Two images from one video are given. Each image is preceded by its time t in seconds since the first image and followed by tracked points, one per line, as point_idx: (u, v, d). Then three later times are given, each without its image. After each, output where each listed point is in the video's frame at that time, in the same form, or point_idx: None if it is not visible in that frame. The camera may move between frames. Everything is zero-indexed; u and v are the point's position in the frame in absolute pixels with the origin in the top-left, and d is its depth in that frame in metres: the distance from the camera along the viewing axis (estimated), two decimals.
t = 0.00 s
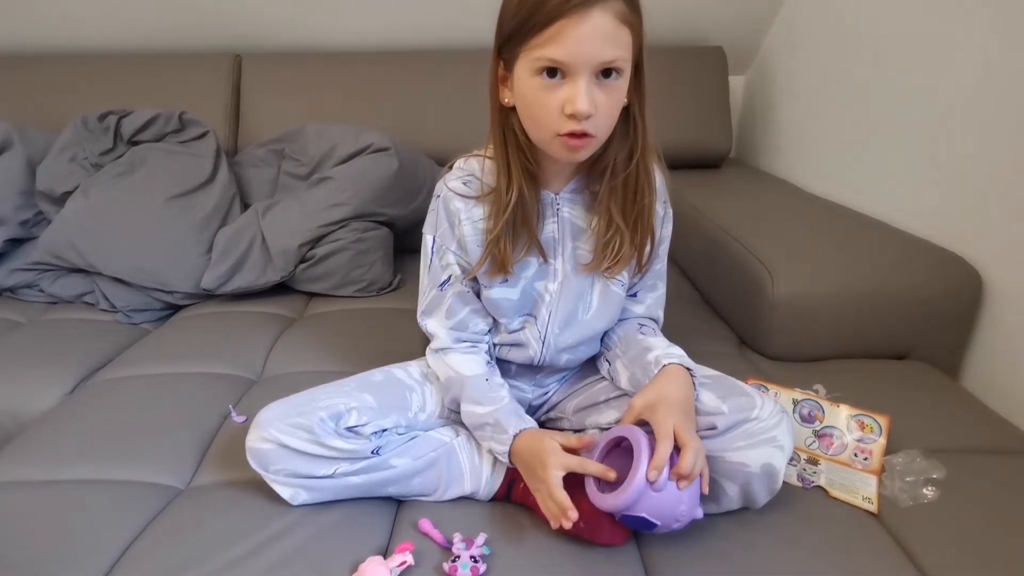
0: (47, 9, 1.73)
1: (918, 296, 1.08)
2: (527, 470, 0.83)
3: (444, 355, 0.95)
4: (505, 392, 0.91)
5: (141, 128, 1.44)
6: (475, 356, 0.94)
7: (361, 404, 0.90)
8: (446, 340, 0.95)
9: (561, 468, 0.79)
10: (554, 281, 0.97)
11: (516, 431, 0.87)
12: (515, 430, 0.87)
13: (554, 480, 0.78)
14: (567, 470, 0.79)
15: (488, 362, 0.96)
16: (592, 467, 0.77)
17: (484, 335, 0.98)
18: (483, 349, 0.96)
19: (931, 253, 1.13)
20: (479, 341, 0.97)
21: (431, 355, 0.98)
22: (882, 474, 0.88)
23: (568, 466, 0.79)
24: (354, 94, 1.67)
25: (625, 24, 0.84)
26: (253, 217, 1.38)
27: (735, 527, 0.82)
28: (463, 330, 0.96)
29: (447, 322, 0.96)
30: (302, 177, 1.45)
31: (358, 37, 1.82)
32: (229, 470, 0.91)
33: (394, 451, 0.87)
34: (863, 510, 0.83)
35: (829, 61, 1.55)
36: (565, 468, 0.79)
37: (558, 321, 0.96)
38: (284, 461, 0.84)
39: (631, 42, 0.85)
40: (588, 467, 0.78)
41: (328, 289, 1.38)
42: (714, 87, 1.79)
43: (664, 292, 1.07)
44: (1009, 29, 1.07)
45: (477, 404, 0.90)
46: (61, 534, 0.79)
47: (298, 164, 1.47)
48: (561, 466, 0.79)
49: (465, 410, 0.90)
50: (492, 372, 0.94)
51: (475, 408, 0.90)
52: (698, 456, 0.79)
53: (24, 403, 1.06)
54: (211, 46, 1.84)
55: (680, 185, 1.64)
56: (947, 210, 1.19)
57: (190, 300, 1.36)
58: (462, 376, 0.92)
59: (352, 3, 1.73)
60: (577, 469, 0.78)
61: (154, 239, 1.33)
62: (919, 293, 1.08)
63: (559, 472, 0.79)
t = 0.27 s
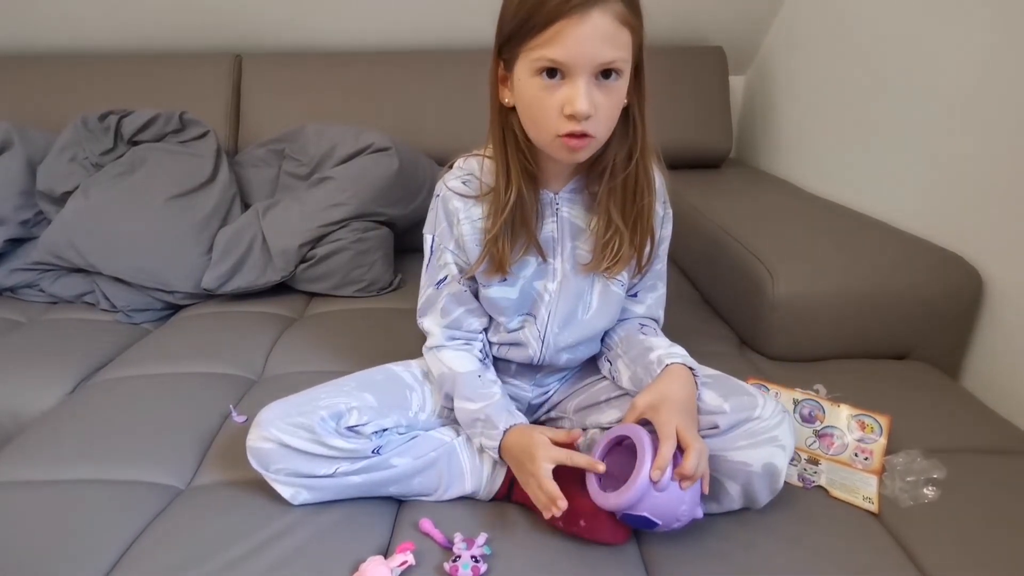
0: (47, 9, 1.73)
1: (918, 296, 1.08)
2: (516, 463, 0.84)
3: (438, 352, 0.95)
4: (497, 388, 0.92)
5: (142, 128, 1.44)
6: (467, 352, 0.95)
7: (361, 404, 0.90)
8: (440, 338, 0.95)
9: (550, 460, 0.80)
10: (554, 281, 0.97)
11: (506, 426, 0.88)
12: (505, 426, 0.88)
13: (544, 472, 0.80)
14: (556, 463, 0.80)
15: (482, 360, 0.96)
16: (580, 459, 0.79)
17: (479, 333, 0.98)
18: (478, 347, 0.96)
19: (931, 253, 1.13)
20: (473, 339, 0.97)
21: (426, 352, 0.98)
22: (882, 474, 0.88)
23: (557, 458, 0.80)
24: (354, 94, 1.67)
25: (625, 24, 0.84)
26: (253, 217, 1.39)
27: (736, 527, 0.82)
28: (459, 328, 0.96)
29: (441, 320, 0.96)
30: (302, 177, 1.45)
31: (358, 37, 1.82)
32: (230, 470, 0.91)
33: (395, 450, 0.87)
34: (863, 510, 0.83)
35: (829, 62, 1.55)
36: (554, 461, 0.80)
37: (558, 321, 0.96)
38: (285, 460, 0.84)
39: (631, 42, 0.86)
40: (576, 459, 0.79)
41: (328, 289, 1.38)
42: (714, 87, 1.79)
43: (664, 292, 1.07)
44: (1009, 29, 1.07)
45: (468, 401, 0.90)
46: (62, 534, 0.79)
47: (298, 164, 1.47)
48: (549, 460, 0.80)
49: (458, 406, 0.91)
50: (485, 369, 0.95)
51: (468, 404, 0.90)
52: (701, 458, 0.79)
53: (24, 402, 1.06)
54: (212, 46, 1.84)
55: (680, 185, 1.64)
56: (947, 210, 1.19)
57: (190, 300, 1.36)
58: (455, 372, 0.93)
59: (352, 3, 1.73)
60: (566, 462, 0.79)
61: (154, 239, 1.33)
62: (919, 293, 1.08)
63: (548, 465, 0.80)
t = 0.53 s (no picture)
0: (47, 9, 1.73)
1: (919, 296, 1.08)
2: (519, 465, 0.84)
3: (440, 353, 0.95)
4: (499, 389, 0.92)
5: (142, 128, 1.44)
6: (469, 353, 0.95)
7: (362, 404, 0.90)
8: (441, 340, 0.96)
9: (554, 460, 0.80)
10: (555, 281, 0.97)
11: (509, 428, 0.88)
12: (506, 428, 0.88)
13: (546, 472, 0.80)
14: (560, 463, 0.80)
15: (483, 360, 0.96)
16: (583, 459, 0.79)
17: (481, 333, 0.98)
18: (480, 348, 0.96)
19: (931, 253, 1.13)
20: (475, 341, 0.97)
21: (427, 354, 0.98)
22: (883, 474, 0.88)
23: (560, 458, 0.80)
24: (354, 94, 1.67)
25: (624, 23, 0.84)
26: (254, 217, 1.39)
27: (736, 526, 0.82)
28: (460, 329, 0.97)
29: (443, 322, 0.96)
30: (302, 177, 1.46)
31: (358, 37, 1.82)
32: (230, 469, 0.91)
33: (395, 451, 0.87)
34: (864, 510, 0.83)
35: (829, 62, 1.55)
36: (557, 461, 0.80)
37: (559, 321, 0.96)
38: (285, 460, 0.84)
39: (630, 41, 0.86)
40: (579, 459, 0.79)
41: (328, 288, 1.38)
42: (714, 87, 1.79)
43: (665, 292, 1.07)
44: (1010, 29, 1.07)
45: (470, 402, 0.91)
46: (62, 534, 0.79)
47: (298, 164, 1.47)
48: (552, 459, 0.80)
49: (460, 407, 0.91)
50: (486, 370, 0.95)
51: (470, 406, 0.90)
52: (703, 457, 0.79)
53: (24, 402, 1.06)
54: (212, 46, 1.84)
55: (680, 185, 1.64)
56: (947, 210, 1.19)
57: (190, 300, 1.36)
58: (457, 373, 0.93)
59: (352, 3, 1.73)
60: (569, 462, 0.79)
61: (154, 239, 1.33)
62: (919, 293, 1.08)
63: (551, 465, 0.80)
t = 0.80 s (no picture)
0: (47, 9, 1.73)
1: (918, 296, 1.08)
2: (519, 465, 0.84)
3: (438, 353, 0.95)
4: (497, 390, 0.92)
5: (141, 128, 1.44)
6: (467, 353, 0.95)
7: (361, 405, 0.90)
8: (440, 340, 0.95)
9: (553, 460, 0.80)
10: (553, 280, 0.97)
11: (507, 428, 0.88)
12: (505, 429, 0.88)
13: (547, 473, 0.80)
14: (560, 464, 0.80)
15: (481, 360, 0.96)
16: (582, 459, 0.79)
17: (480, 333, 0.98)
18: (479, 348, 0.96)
19: (931, 252, 1.13)
20: (474, 340, 0.97)
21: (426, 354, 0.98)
22: (882, 474, 0.88)
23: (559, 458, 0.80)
24: (354, 94, 1.66)
25: (620, 19, 0.84)
26: (254, 217, 1.39)
27: (736, 526, 0.82)
28: (459, 329, 0.96)
29: (442, 322, 0.96)
30: (301, 177, 1.46)
31: (358, 37, 1.82)
32: (229, 470, 0.91)
33: (394, 451, 0.87)
34: (863, 510, 0.83)
35: (829, 61, 1.55)
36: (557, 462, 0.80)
37: (557, 320, 0.96)
38: (285, 461, 0.84)
39: (626, 37, 0.85)
40: (578, 459, 0.79)
41: (328, 288, 1.38)
42: (714, 87, 1.79)
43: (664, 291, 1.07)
44: (1010, 29, 1.07)
45: (468, 403, 0.90)
46: (61, 534, 0.79)
47: (298, 164, 1.47)
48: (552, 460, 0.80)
49: (459, 408, 0.91)
50: (485, 370, 0.95)
51: (469, 406, 0.90)
52: (702, 457, 0.79)
53: (24, 402, 1.06)
54: (212, 46, 1.84)
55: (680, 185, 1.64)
56: (947, 210, 1.19)
57: (190, 300, 1.36)
58: (455, 373, 0.93)
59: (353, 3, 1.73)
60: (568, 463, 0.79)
61: (154, 239, 1.33)
62: (919, 293, 1.08)
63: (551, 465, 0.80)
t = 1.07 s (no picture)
0: (46, 9, 1.73)
1: (918, 296, 1.08)
2: (518, 465, 0.84)
3: (438, 353, 0.95)
4: (497, 389, 0.92)
5: (141, 128, 1.44)
6: (467, 353, 0.95)
7: (361, 405, 0.90)
8: (439, 339, 0.95)
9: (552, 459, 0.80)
10: (551, 280, 0.97)
11: (505, 428, 0.88)
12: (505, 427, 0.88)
13: (546, 472, 0.80)
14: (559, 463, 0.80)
15: (480, 360, 0.96)
16: (581, 458, 0.79)
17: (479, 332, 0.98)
18: (478, 348, 0.96)
19: (931, 253, 1.13)
20: (473, 340, 0.97)
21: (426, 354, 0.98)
22: (882, 474, 0.88)
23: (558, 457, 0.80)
24: (354, 94, 1.66)
25: (619, 18, 0.84)
26: (253, 217, 1.39)
27: (736, 526, 0.82)
28: (458, 329, 0.96)
29: (441, 321, 0.96)
30: (301, 177, 1.46)
31: (358, 37, 1.82)
32: (229, 469, 0.91)
33: (394, 450, 0.87)
34: (863, 510, 0.83)
35: (829, 61, 1.55)
36: (556, 460, 0.80)
37: (556, 320, 0.96)
38: (284, 460, 0.84)
39: (624, 36, 0.85)
40: (576, 458, 0.79)
41: (328, 288, 1.38)
42: (714, 87, 1.79)
43: (663, 291, 1.07)
44: (1010, 28, 1.07)
45: (467, 403, 0.90)
46: (61, 534, 0.79)
47: (297, 164, 1.47)
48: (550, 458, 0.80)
49: (458, 407, 0.91)
50: (484, 369, 0.95)
51: (468, 406, 0.90)
52: (702, 456, 0.79)
53: (23, 402, 1.06)
54: (211, 46, 1.84)
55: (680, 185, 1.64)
56: (947, 210, 1.19)
57: (189, 300, 1.36)
58: (455, 373, 0.93)
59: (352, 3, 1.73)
60: (567, 462, 0.79)
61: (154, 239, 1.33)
62: (918, 293, 1.08)
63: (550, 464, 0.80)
